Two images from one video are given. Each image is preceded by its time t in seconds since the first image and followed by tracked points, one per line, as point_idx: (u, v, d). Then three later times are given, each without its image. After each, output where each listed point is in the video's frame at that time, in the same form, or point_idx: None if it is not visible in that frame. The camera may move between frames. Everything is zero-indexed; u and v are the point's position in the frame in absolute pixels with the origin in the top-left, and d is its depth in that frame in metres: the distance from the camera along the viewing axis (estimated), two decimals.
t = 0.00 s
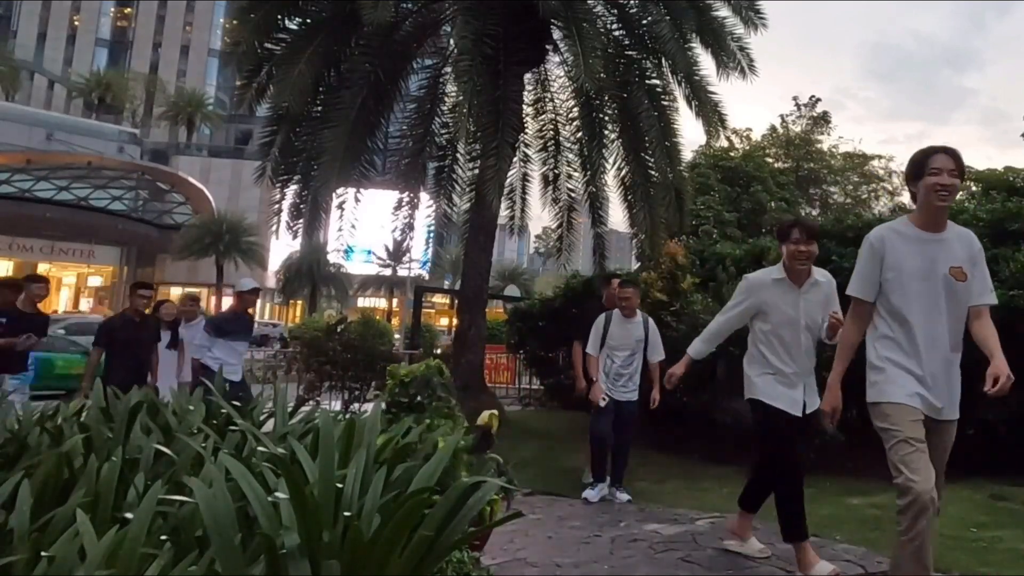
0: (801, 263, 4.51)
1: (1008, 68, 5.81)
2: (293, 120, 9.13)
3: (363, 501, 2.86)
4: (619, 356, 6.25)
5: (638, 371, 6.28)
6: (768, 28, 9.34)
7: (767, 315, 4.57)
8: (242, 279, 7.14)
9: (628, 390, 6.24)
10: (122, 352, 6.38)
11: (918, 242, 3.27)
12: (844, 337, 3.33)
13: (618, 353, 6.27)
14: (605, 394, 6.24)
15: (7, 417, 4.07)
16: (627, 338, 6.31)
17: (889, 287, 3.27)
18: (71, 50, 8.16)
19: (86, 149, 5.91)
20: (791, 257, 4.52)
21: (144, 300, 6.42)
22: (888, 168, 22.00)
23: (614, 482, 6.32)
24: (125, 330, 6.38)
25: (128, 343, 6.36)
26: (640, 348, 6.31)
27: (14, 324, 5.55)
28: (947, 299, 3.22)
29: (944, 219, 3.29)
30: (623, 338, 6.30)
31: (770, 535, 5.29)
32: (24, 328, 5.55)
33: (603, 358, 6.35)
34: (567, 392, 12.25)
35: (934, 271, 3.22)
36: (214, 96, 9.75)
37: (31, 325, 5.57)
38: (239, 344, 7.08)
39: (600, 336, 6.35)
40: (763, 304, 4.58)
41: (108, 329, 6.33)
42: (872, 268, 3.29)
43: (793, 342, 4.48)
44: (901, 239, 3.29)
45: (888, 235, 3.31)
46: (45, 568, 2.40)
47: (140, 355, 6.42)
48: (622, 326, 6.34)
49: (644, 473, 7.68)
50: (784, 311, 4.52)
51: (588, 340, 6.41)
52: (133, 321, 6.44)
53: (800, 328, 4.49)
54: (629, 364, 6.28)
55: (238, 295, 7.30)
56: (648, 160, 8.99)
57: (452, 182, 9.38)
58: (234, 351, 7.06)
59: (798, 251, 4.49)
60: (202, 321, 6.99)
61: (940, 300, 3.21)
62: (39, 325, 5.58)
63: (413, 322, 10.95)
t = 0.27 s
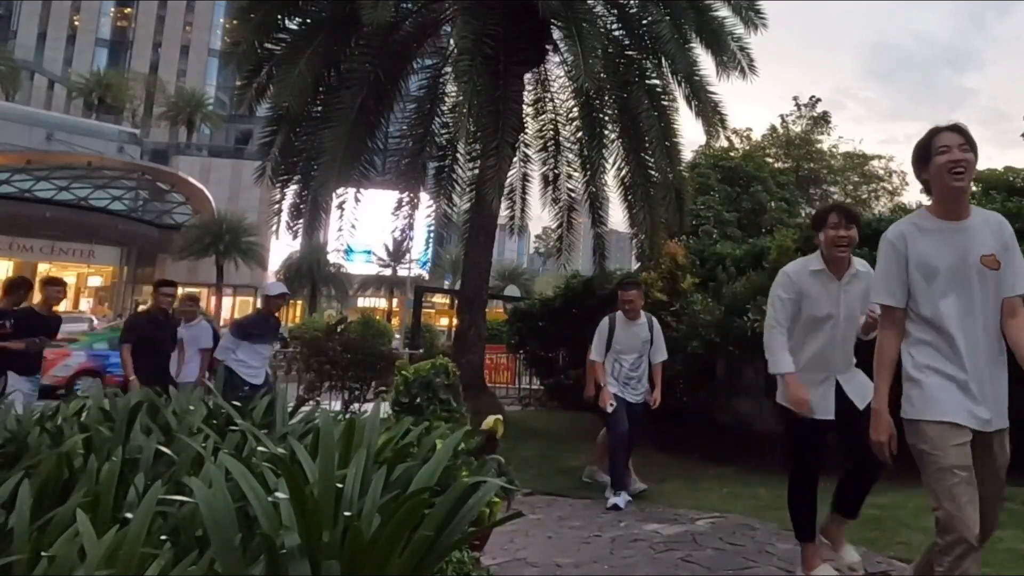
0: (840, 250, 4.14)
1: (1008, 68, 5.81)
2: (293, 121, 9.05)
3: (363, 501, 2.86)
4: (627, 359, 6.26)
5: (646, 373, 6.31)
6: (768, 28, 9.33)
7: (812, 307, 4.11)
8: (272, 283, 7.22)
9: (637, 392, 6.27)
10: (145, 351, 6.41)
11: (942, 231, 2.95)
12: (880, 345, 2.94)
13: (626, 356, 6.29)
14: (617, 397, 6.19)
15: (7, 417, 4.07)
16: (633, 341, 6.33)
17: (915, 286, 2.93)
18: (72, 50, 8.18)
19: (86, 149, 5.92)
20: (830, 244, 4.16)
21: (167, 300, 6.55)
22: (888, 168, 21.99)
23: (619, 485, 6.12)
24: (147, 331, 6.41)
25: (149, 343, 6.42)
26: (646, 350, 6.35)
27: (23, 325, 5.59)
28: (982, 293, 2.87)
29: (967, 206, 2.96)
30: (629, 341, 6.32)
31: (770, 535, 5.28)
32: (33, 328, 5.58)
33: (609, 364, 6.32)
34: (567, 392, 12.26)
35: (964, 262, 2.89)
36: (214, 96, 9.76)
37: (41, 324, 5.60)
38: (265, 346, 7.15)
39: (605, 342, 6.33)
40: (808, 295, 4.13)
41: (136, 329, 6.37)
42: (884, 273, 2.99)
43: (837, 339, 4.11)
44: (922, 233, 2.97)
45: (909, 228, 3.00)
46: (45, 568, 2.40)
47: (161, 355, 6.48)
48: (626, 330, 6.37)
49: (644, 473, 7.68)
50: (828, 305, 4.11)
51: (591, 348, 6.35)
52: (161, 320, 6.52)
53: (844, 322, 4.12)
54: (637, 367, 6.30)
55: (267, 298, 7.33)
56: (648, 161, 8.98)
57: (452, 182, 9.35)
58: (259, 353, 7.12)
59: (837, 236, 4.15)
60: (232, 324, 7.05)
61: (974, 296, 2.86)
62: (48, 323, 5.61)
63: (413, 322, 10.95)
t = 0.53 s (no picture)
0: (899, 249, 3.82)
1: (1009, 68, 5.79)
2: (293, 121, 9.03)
3: (363, 501, 2.86)
4: (632, 350, 6.20)
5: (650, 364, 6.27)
6: (768, 28, 9.33)
7: (869, 317, 3.82)
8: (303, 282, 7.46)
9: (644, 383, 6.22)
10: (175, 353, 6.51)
11: (982, 209, 2.52)
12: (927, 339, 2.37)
13: (631, 347, 6.22)
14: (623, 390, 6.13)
15: (7, 417, 4.07)
16: (637, 330, 6.25)
17: (955, 272, 2.46)
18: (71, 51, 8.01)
19: (86, 150, 5.94)
20: (886, 242, 3.86)
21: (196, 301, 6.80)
22: (888, 168, 22.03)
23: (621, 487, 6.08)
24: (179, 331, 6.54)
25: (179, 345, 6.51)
26: (649, 340, 6.30)
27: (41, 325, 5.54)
28: None
29: (1005, 182, 2.56)
30: (633, 332, 6.23)
31: (770, 535, 5.29)
32: (55, 329, 5.58)
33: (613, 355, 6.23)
34: (567, 392, 12.30)
35: (1007, 246, 2.48)
36: (215, 96, 9.69)
37: (62, 326, 5.61)
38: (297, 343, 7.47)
39: (609, 332, 6.22)
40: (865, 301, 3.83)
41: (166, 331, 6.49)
42: (919, 254, 2.48)
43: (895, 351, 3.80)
44: (958, 210, 2.53)
45: (946, 204, 2.54)
46: (45, 568, 2.40)
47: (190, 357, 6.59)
48: (630, 320, 6.26)
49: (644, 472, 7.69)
50: (885, 312, 3.81)
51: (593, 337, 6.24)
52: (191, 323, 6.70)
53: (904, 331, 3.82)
54: (642, 358, 6.25)
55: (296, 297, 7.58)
56: (648, 160, 8.98)
57: (452, 182, 9.35)
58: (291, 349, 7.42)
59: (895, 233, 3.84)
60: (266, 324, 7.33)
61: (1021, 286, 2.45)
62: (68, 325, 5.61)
63: (413, 322, 10.97)
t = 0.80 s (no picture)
0: (949, 227, 3.30)
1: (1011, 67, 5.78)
2: (293, 120, 9.30)
3: (363, 501, 2.86)
4: (637, 350, 6.11)
5: (656, 365, 6.14)
6: (768, 28, 9.33)
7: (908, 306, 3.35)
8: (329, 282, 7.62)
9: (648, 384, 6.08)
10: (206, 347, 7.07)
11: None
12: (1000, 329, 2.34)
13: (638, 347, 6.14)
14: (623, 391, 6.04)
15: (7, 417, 4.07)
16: (644, 330, 6.17)
17: None
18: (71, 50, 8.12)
19: (86, 150, 5.94)
20: (936, 219, 3.33)
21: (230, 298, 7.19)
22: (887, 168, 21.68)
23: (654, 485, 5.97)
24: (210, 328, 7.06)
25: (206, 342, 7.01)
26: (657, 340, 6.18)
27: (55, 325, 5.63)
28: None
29: None
30: (640, 331, 6.15)
31: (770, 535, 5.28)
32: (69, 330, 5.69)
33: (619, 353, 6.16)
34: (567, 392, 12.29)
35: None
36: (214, 96, 9.63)
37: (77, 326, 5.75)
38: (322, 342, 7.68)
39: (615, 330, 6.17)
40: (901, 288, 3.37)
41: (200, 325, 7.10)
42: (995, 238, 2.44)
43: (943, 347, 3.31)
44: None
45: None
46: (45, 568, 2.40)
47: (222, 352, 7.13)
48: (637, 319, 6.19)
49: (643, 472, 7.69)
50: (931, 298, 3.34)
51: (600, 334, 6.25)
52: (225, 321, 7.23)
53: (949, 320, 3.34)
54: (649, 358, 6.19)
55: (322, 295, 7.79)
56: (648, 160, 8.99)
57: (452, 182, 9.35)
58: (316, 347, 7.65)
59: (945, 206, 3.32)
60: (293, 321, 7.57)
61: None
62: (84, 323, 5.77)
63: (413, 322, 10.97)
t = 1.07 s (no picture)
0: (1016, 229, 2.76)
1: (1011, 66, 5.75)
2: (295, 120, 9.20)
3: (363, 501, 2.86)
4: (649, 347, 5.87)
5: (670, 362, 5.87)
6: (768, 28, 9.32)
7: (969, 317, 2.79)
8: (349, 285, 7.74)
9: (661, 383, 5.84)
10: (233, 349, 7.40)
11: None
12: None
13: (650, 343, 5.91)
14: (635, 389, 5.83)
15: (7, 417, 4.07)
16: (657, 326, 5.92)
17: None
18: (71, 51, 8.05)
19: (87, 150, 5.96)
20: (998, 221, 2.79)
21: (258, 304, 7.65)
22: (888, 168, 21.87)
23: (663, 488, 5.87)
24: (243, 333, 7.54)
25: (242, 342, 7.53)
26: (670, 337, 5.92)
27: (81, 332, 5.86)
28: None
29: None
30: (653, 328, 5.91)
31: (769, 535, 5.28)
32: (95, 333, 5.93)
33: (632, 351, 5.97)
34: (567, 392, 12.29)
35: None
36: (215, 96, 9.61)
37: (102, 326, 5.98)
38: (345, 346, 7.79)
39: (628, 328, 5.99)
40: (959, 298, 2.79)
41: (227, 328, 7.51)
42: None
43: (1010, 369, 2.77)
44: None
45: None
46: (45, 568, 2.40)
47: (250, 356, 7.49)
48: (650, 315, 5.96)
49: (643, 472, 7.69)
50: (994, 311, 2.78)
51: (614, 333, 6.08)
52: (251, 321, 7.62)
53: (1019, 334, 2.79)
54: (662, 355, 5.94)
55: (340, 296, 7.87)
56: (648, 160, 8.99)
57: (452, 182, 9.35)
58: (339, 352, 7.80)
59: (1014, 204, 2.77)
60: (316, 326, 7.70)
61: None
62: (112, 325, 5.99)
63: (413, 322, 10.97)
